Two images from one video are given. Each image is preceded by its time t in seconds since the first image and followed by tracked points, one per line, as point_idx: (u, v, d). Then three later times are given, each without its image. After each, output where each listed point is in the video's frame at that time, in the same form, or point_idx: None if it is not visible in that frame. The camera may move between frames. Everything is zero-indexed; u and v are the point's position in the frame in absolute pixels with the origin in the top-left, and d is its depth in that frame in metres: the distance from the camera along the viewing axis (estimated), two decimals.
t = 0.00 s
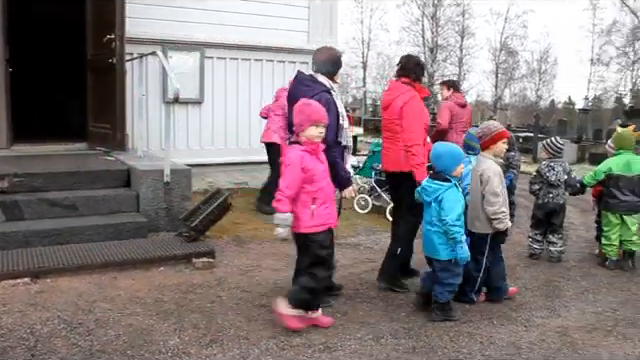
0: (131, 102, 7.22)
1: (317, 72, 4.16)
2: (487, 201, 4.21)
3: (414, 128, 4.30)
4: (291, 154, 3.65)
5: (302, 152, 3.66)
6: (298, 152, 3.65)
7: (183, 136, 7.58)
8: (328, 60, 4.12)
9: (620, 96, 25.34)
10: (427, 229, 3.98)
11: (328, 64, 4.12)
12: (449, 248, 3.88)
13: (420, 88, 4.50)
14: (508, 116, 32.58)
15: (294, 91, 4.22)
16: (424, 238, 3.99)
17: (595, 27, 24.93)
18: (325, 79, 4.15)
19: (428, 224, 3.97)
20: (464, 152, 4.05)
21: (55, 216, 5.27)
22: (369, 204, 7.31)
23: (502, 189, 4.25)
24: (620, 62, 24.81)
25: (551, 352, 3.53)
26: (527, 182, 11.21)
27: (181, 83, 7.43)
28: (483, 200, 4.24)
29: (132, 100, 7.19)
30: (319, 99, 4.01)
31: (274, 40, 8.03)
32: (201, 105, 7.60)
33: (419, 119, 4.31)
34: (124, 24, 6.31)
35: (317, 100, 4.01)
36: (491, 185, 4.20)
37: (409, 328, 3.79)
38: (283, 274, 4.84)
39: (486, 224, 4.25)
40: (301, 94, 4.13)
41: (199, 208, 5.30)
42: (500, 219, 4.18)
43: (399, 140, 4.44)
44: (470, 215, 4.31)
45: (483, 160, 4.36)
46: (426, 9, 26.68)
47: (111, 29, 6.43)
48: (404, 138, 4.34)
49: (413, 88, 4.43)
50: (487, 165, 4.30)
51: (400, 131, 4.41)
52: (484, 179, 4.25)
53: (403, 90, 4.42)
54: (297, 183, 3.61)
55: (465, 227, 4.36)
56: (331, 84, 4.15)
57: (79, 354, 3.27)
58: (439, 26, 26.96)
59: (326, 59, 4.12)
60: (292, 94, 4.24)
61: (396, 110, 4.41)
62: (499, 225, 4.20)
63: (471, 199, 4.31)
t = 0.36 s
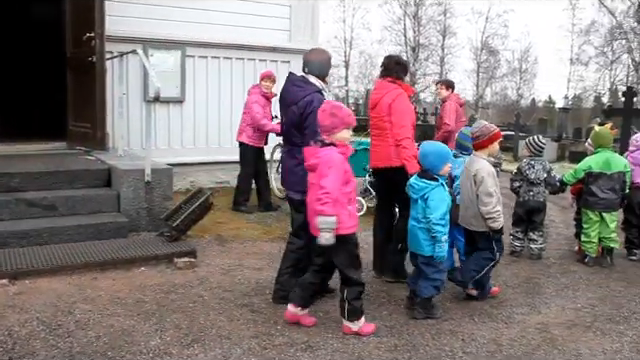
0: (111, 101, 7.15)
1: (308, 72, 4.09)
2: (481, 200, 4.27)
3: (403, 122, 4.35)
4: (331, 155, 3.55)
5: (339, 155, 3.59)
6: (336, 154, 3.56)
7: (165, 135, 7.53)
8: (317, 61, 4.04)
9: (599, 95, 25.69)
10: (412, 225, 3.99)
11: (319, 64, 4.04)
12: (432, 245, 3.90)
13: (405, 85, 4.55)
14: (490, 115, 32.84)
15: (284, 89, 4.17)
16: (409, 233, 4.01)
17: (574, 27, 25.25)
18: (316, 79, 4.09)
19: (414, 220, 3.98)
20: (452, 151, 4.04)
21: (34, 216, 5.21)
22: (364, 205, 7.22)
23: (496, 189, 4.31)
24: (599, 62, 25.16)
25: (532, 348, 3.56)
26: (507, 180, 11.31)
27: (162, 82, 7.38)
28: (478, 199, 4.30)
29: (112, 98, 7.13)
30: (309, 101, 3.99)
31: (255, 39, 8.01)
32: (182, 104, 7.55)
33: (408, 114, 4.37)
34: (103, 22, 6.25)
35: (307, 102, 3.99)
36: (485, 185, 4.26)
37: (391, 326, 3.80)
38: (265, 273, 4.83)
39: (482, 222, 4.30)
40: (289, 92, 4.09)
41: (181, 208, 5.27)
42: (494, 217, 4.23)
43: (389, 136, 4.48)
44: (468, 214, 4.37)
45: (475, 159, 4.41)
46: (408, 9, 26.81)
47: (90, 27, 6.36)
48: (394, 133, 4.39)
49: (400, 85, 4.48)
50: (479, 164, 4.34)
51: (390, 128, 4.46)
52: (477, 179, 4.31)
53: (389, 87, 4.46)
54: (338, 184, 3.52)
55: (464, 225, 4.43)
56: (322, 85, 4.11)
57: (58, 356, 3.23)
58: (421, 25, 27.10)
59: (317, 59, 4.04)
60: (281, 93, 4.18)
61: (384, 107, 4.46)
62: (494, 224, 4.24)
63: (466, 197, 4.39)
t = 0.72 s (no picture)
0: (98, 100, 7.10)
1: (308, 70, 4.08)
2: (481, 199, 4.26)
3: (400, 122, 4.42)
4: (366, 155, 3.64)
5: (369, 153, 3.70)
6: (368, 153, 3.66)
7: (151, 135, 7.49)
8: (316, 59, 4.05)
9: (585, 94, 25.93)
10: (408, 223, 4.07)
11: (317, 62, 4.05)
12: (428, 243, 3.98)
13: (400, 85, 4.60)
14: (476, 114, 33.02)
15: (284, 87, 4.14)
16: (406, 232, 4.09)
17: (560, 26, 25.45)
18: (315, 77, 4.06)
19: (410, 218, 4.05)
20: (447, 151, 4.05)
21: (19, 217, 5.16)
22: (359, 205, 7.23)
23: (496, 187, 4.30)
24: (584, 61, 25.37)
25: (518, 345, 3.58)
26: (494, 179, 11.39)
27: (148, 81, 7.34)
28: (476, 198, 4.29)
29: (98, 97, 7.08)
30: (307, 97, 3.94)
31: (242, 38, 7.99)
32: (169, 103, 7.51)
33: (404, 115, 4.43)
34: (89, 21, 6.21)
35: (305, 98, 3.94)
36: (485, 184, 4.25)
37: (379, 325, 3.81)
38: (253, 273, 4.82)
39: (479, 220, 4.31)
40: (289, 90, 4.05)
41: (167, 207, 5.24)
42: (492, 216, 4.22)
43: (384, 137, 4.51)
44: (465, 211, 4.37)
45: (476, 158, 4.41)
46: (396, 8, 26.90)
47: (76, 26, 6.31)
48: (391, 133, 4.45)
49: (395, 85, 4.53)
50: (480, 163, 4.34)
51: (384, 128, 4.50)
52: (478, 178, 4.29)
53: (385, 87, 4.50)
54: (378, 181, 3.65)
55: (458, 222, 4.44)
56: (321, 83, 4.08)
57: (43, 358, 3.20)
58: (408, 25, 27.19)
59: (317, 58, 4.05)
60: (281, 91, 4.15)
61: (380, 107, 4.48)
62: (492, 223, 4.22)
63: (463, 196, 4.38)
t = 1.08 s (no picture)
0: (81, 100, 7.04)
1: (302, 70, 4.11)
2: (485, 202, 4.25)
3: (402, 125, 4.45)
4: (373, 154, 3.68)
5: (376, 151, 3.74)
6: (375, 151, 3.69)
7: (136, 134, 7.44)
8: (310, 60, 4.09)
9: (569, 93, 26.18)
10: (412, 221, 4.07)
11: (311, 63, 4.08)
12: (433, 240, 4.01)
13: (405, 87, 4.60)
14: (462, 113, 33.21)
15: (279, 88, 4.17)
16: (409, 229, 4.09)
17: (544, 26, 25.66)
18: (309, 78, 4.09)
19: (414, 217, 4.05)
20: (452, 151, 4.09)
21: (2, 218, 5.10)
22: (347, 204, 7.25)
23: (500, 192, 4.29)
24: (568, 61, 25.61)
25: (503, 343, 3.60)
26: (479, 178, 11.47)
27: (133, 81, 7.30)
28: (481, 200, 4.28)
29: (81, 96, 7.02)
30: (302, 96, 3.96)
31: (227, 37, 7.97)
32: (154, 103, 7.47)
33: (407, 119, 4.46)
34: (72, 20, 6.16)
35: (300, 97, 3.96)
36: (492, 188, 4.24)
37: (364, 323, 3.81)
38: (239, 273, 4.81)
39: (480, 222, 4.32)
40: (283, 90, 4.08)
41: (152, 207, 5.22)
42: (494, 222, 4.23)
43: (386, 138, 4.54)
44: (465, 212, 4.36)
45: (484, 160, 4.40)
46: (381, 8, 26.99)
47: (59, 24, 6.25)
48: (392, 136, 4.48)
49: (400, 87, 4.54)
50: (489, 167, 4.33)
51: (387, 130, 4.53)
52: (484, 180, 4.28)
53: (390, 88, 4.51)
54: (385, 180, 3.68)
55: (457, 221, 4.43)
56: (315, 84, 4.11)
57: None
58: (393, 24, 27.28)
59: (310, 59, 4.09)
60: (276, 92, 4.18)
61: (383, 108, 4.48)
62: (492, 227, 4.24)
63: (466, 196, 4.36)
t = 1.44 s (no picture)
0: (65, 99, 6.97)
1: (304, 73, 4.13)
2: (487, 201, 4.35)
3: (405, 127, 4.59)
4: (383, 152, 3.88)
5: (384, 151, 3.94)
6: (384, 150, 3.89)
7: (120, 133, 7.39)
8: (312, 62, 4.13)
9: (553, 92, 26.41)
10: (407, 216, 4.12)
11: (313, 65, 4.14)
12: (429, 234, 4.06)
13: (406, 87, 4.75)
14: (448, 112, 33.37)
15: (281, 92, 4.15)
16: (404, 224, 4.14)
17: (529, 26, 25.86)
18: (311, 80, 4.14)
19: (409, 212, 4.09)
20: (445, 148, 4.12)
21: None
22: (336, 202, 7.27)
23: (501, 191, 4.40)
24: (552, 60, 25.83)
25: (488, 341, 3.62)
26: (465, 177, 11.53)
27: (117, 79, 7.24)
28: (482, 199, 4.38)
29: (65, 96, 6.95)
30: (312, 99, 4.01)
31: (212, 36, 7.94)
32: (139, 102, 7.41)
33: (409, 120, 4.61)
34: (55, 18, 6.10)
35: (310, 100, 4.00)
36: (492, 187, 4.34)
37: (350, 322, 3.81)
38: (225, 272, 4.79)
39: (479, 220, 4.40)
40: (290, 93, 4.08)
41: (137, 207, 5.19)
42: (500, 219, 4.31)
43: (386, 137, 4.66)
44: (463, 210, 4.43)
45: (484, 159, 4.48)
46: (367, 7, 27.05)
47: (42, 22, 6.18)
48: (394, 136, 4.60)
49: (403, 87, 4.67)
50: (488, 166, 4.42)
51: (387, 130, 4.65)
52: (485, 180, 4.38)
53: (394, 88, 4.64)
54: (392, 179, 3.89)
55: (453, 218, 4.50)
56: (317, 85, 4.17)
57: None
58: (379, 23, 27.36)
59: (307, 59, 4.12)
60: (279, 96, 4.16)
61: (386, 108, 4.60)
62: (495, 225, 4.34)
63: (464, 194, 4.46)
